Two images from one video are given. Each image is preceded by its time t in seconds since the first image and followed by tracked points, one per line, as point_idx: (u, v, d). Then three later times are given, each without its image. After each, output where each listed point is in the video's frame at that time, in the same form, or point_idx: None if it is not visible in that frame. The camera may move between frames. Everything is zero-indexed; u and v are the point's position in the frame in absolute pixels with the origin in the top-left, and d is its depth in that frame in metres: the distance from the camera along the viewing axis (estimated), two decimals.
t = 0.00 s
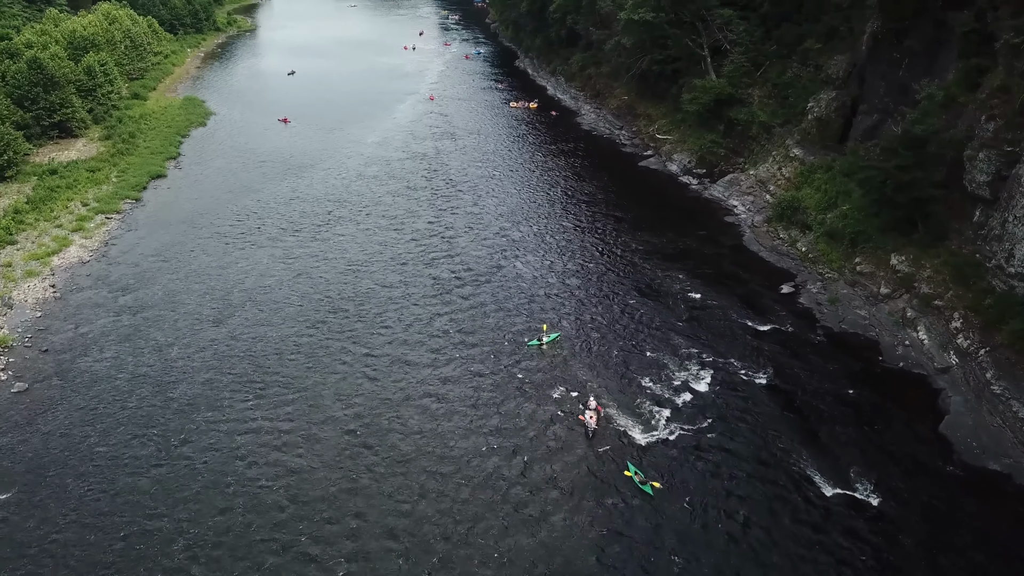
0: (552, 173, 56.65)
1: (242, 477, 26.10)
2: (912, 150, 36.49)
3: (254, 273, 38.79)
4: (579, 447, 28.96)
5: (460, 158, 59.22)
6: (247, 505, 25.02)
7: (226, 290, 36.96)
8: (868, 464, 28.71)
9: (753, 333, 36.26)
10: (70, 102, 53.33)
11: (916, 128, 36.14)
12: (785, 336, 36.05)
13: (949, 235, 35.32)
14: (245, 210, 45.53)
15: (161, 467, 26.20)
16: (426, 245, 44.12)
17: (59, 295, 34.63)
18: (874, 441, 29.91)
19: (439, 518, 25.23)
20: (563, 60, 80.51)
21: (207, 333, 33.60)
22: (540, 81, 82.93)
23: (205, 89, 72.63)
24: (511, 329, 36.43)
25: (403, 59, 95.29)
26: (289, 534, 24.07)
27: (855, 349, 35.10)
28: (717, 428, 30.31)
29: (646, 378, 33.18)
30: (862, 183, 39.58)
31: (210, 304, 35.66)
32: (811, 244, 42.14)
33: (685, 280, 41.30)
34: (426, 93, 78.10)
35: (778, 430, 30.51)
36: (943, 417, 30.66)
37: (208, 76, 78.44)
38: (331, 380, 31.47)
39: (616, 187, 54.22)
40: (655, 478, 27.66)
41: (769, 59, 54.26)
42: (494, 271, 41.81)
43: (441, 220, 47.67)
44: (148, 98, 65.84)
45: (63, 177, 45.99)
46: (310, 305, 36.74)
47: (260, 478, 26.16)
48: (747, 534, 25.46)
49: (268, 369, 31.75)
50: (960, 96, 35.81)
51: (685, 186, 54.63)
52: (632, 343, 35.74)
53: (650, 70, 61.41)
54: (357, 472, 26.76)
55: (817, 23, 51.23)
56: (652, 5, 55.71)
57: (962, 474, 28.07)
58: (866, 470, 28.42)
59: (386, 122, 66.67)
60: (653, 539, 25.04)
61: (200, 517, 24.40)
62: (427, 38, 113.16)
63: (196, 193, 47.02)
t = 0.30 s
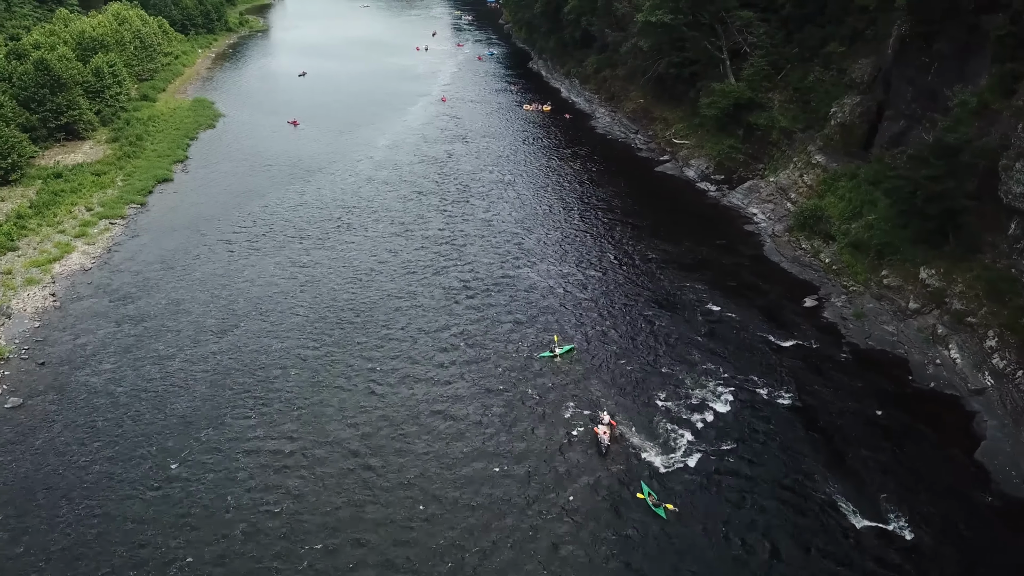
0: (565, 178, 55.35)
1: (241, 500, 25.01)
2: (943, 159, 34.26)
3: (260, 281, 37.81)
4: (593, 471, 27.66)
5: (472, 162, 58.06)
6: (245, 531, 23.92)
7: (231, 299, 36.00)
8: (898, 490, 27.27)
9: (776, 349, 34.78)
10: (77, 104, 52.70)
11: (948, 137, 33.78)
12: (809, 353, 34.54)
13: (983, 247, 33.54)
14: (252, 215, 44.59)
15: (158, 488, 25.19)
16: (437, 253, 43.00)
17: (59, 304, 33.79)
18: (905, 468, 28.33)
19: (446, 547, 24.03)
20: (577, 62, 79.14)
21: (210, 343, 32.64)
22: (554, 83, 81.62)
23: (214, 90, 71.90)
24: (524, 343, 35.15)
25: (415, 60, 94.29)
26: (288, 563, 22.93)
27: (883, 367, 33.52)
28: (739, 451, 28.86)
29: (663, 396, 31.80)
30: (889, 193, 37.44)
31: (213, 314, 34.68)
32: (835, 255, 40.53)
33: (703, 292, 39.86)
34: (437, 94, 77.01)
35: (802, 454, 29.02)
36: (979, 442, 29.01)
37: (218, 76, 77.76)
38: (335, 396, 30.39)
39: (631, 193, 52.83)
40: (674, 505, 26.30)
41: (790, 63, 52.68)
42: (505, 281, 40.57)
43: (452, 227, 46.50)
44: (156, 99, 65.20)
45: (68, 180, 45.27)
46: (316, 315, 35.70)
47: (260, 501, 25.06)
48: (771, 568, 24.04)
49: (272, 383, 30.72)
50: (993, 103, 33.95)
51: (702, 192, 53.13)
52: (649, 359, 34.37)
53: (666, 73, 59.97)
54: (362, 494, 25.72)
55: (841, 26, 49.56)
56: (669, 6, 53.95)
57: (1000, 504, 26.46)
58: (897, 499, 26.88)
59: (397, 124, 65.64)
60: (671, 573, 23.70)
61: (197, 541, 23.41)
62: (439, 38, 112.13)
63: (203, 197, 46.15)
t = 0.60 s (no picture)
0: (578, 183, 54.04)
1: (239, 525, 23.97)
2: (977, 170, 31.69)
3: (264, 289, 36.84)
4: (608, 496, 26.40)
5: (483, 166, 56.90)
6: (242, 558, 22.86)
7: (235, 308, 35.06)
8: (931, 522, 25.76)
9: (799, 368, 33.35)
10: (83, 106, 51.99)
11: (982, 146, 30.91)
12: (834, 371, 33.07)
13: (1018, 262, 31.41)
14: (259, 221, 43.69)
15: (152, 511, 24.20)
16: (446, 260, 41.87)
17: (57, 313, 32.93)
18: (939, 497, 26.82)
19: None
20: (591, 63, 77.75)
21: (211, 355, 31.68)
22: (567, 86, 80.36)
23: (224, 91, 71.17)
24: (536, 357, 33.92)
25: (427, 61, 93.25)
26: None
27: (912, 388, 31.99)
28: (761, 477, 27.46)
29: (682, 417, 30.39)
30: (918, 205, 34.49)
31: (216, 324, 33.73)
32: (859, 267, 38.86)
33: (722, 304, 38.47)
34: (449, 97, 75.89)
35: (828, 481, 27.58)
36: (1017, 470, 27.49)
37: (227, 78, 77.03)
38: (339, 414, 29.24)
39: (646, 199, 51.48)
40: (692, 534, 25.00)
41: (812, 66, 51.07)
42: (516, 290, 39.32)
43: (463, 233, 45.35)
44: (165, 101, 64.47)
45: (72, 184, 44.53)
46: (321, 325, 34.67)
47: (258, 526, 24.00)
48: None
49: (275, 399, 29.67)
50: None
51: (720, 200, 51.64)
52: (666, 376, 33.01)
53: (683, 76, 58.55)
54: (367, 516, 24.70)
55: (864, 28, 47.93)
56: (687, 8, 52.51)
57: None
58: (931, 532, 25.37)
59: (408, 127, 64.63)
60: None
61: (192, 569, 22.37)
62: (451, 39, 110.94)
63: (208, 202, 45.28)
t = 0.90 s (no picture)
0: (591, 189, 52.73)
1: (234, 553, 22.92)
2: (1012, 181, 29.65)
3: (268, 298, 35.94)
4: (622, 526, 25.11)
5: (494, 171, 55.76)
6: None
7: (238, 318, 34.07)
8: (967, 557, 24.18)
9: (822, 388, 31.87)
10: (88, 108, 51.27)
11: (1017, 156, 29.07)
12: (860, 392, 31.58)
13: None
14: (264, 227, 42.72)
15: (144, 538, 23.18)
16: (456, 269, 40.73)
17: (54, 324, 32.07)
18: (974, 529, 25.22)
19: None
20: (605, 66, 76.42)
21: (211, 368, 30.72)
22: (580, 89, 79.10)
23: (232, 93, 70.39)
24: (547, 374, 32.65)
25: (438, 63, 92.19)
26: None
27: (943, 410, 30.35)
28: (783, 507, 26.02)
29: (700, 440, 28.99)
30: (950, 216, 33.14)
31: (218, 335, 32.75)
32: (884, 280, 37.12)
33: (740, 318, 37.04)
34: (459, 99, 74.85)
35: (855, 511, 26.06)
36: None
37: (237, 79, 76.27)
38: (339, 434, 28.06)
39: (661, 206, 50.08)
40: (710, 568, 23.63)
41: (833, 70, 49.52)
42: (526, 302, 38.07)
43: (473, 240, 44.20)
44: (172, 102, 63.77)
45: (74, 189, 43.78)
46: (324, 336, 33.68)
47: (254, 555, 22.93)
48: None
49: (275, 417, 28.59)
50: None
51: (737, 208, 50.13)
52: (683, 396, 31.60)
53: (699, 80, 57.10)
54: (369, 544, 23.61)
55: (888, 31, 46.38)
56: (704, 10, 51.06)
57: None
58: (966, 568, 23.79)
59: (418, 129, 63.58)
60: None
61: None
62: (463, 40, 109.94)
63: (213, 207, 44.38)
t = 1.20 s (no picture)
0: (602, 195, 51.41)
1: None
2: None
3: (268, 308, 34.81)
4: (634, 558, 23.85)
5: (503, 175, 54.53)
6: None
7: (237, 330, 33.02)
8: None
9: (845, 410, 30.44)
10: (90, 110, 50.42)
11: None
12: (885, 414, 30.13)
13: None
14: (267, 234, 41.66)
15: (132, 568, 22.13)
16: (463, 277, 39.54)
17: (47, 337, 31.12)
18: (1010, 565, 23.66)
19: None
20: (616, 68, 75.05)
21: (208, 383, 29.63)
22: (591, 91, 77.76)
23: (238, 95, 69.47)
24: (557, 391, 31.37)
25: (446, 64, 91.04)
26: None
27: (973, 435, 28.78)
28: (805, 540, 24.66)
29: (717, 465, 27.65)
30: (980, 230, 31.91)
31: (216, 348, 31.69)
32: (908, 294, 35.42)
33: (758, 333, 35.65)
34: (468, 101, 73.68)
35: (883, 543, 24.62)
36: None
37: (243, 80, 75.36)
38: (339, 454, 26.89)
39: (674, 213, 48.70)
40: None
41: (853, 74, 47.98)
42: (535, 313, 36.79)
43: (481, 248, 43.00)
44: (177, 104, 62.90)
45: (74, 194, 42.87)
46: (326, 350, 32.51)
47: None
48: None
49: (274, 436, 27.44)
50: None
51: (752, 216, 48.68)
52: (699, 416, 30.22)
53: (714, 83, 55.68)
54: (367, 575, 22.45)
55: (911, 35, 44.86)
56: (720, 12, 49.64)
57: None
58: None
59: (425, 133, 62.46)
60: None
61: None
62: (472, 40, 108.80)
63: (215, 213, 43.36)
